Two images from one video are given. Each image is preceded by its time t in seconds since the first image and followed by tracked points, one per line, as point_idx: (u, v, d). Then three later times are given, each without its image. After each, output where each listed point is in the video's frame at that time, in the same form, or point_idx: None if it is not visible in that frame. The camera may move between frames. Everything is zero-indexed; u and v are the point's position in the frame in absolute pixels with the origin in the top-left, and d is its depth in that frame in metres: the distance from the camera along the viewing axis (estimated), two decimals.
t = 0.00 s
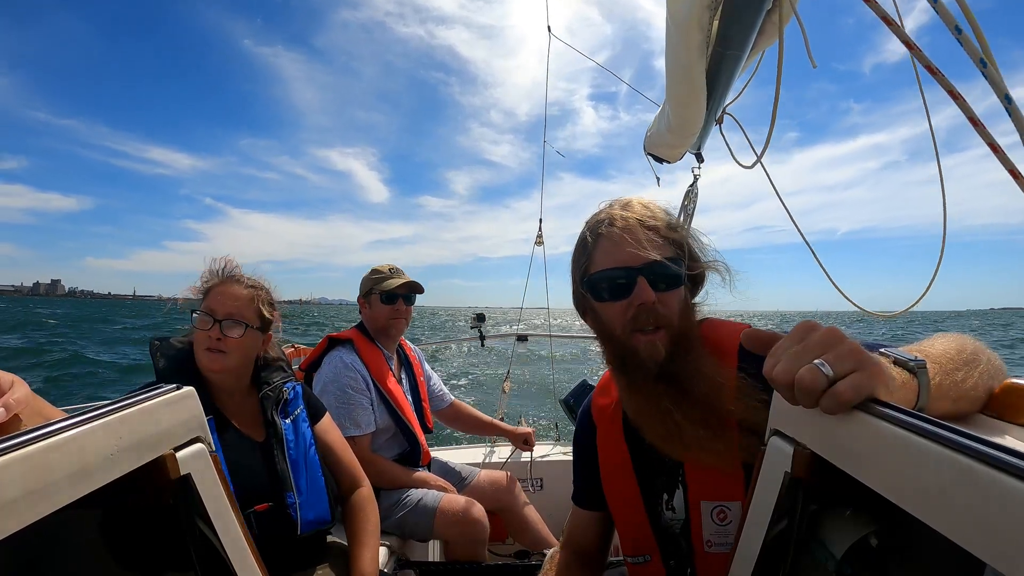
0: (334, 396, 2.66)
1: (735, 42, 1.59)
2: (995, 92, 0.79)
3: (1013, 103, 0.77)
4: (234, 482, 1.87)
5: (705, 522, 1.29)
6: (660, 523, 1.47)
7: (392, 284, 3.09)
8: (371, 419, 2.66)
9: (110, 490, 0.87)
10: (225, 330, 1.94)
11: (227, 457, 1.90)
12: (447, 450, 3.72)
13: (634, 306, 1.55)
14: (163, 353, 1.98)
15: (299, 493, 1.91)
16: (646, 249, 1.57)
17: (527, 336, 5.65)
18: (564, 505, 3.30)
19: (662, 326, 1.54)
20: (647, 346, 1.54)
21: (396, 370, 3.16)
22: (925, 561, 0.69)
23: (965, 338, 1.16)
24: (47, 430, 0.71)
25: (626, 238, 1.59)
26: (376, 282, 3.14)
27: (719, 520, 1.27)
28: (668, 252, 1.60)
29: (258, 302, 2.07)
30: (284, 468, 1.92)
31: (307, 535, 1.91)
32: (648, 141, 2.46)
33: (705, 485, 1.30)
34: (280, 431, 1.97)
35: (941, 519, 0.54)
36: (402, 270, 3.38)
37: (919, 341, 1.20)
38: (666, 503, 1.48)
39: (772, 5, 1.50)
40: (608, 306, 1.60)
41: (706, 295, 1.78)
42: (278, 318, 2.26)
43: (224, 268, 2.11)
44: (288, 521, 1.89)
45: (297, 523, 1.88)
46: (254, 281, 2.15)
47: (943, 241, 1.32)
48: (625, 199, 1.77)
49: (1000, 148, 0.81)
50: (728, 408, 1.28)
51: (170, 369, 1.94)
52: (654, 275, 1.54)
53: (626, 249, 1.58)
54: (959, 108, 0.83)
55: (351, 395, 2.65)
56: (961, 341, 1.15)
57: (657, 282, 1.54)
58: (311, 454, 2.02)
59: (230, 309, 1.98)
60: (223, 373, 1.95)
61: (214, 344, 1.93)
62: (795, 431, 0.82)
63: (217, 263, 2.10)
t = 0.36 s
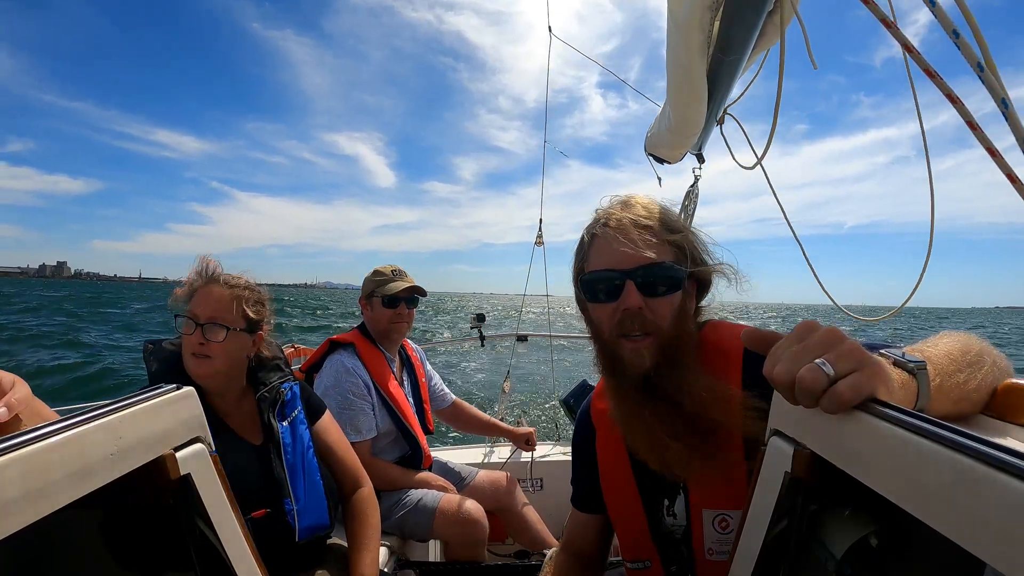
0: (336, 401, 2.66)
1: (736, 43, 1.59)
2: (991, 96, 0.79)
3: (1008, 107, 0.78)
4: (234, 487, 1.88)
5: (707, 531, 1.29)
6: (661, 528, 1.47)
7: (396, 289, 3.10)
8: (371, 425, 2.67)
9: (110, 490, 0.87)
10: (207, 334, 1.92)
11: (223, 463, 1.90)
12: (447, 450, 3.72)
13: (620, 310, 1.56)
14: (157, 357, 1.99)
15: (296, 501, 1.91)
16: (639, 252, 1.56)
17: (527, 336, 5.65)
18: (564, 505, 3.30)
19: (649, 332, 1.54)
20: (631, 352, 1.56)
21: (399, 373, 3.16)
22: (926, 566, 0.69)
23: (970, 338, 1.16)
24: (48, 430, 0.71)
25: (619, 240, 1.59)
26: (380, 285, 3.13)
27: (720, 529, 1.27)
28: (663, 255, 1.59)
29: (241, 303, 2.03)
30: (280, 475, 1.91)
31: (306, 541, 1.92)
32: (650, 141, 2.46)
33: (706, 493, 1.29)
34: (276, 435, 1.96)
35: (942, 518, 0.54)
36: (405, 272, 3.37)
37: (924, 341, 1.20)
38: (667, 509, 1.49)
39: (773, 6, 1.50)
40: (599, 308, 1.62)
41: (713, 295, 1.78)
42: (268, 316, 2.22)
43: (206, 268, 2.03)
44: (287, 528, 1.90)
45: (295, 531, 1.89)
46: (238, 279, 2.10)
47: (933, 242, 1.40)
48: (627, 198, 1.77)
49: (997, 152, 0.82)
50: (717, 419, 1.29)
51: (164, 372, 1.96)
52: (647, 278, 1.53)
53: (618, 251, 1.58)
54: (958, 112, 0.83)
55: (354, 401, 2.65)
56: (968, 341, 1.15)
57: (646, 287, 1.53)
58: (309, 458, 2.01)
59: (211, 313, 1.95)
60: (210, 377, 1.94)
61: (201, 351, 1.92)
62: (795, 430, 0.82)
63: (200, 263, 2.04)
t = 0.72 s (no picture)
0: (334, 401, 2.66)
1: (744, 46, 1.58)
2: (997, 104, 0.79)
3: (1013, 116, 0.78)
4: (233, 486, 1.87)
5: (706, 530, 1.29)
6: (660, 527, 1.48)
7: (392, 288, 3.09)
8: (369, 425, 2.67)
9: (111, 490, 0.87)
10: (202, 334, 1.92)
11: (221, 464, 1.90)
12: (447, 450, 3.72)
13: (617, 307, 1.56)
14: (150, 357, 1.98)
15: (292, 498, 1.91)
16: (641, 251, 1.56)
17: (527, 336, 5.64)
18: (564, 505, 3.30)
19: (644, 332, 1.53)
20: (625, 349, 1.55)
21: (397, 373, 3.15)
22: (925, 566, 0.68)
23: (971, 338, 1.16)
24: (48, 430, 0.71)
25: (624, 237, 1.59)
26: (379, 285, 3.13)
27: (720, 527, 1.27)
28: (668, 253, 1.58)
29: (236, 302, 2.03)
30: (276, 472, 1.92)
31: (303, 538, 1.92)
32: (655, 144, 2.45)
33: (704, 491, 1.29)
34: (272, 433, 1.97)
35: (942, 518, 0.54)
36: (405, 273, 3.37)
37: (924, 340, 1.19)
38: (667, 507, 1.48)
39: (780, 11, 1.50)
40: (599, 304, 1.62)
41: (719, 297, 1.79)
42: (263, 315, 2.22)
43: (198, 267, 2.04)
44: (283, 526, 1.90)
45: (291, 528, 1.89)
46: (232, 279, 2.10)
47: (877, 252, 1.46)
48: (636, 195, 1.77)
49: (1001, 163, 0.82)
50: (709, 424, 1.31)
51: (159, 372, 1.95)
52: (646, 277, 1.53)
53: (621, 248, 1.58)
54: (963, 122, 0.83)
55: (350, 400, 2.65)
56: (966, 340, 1.15)
57: (645, 286, 1.53)
58: (304, 455, 2.01)
59: (205, 313, 1.95)
60: (206, 377, 1.94)
61: (196, 351, 1.92)
62: (795, 431, 0.82)
63: (192, 263, 2.04)
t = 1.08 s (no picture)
0: (337, 401, 2.66)
1: (728, 42, 1.59)
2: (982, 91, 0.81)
3: (998, 102, 0.79)
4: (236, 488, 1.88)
5: (713, 528, 1.29)
6: (668, 526, 1.48)
7: (398, 288, 3.09)
8: (373, 425, 2.67)
9: (110, 489, 0.87)
10: (210, 335, 1.92)
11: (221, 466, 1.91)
12: (447, 450, 3.72)
13: (624, 302, 1.57)
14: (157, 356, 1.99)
15: (295, 503, 1.91)
16: (648, 248, 1.57)
17: (527, 337, 5.64)
18: (564, 505, 3.30)
19: (650, 328, 1.54)
20: (631, 346, 1.56)
21: (401, 373, 3.15)
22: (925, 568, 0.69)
23: (975, 338, 1.16)
24: (48, 431, 0.71)
25: (631, 234, 1.60)
26: (384, 285, 3.14)
27: (726, 526, 1.28)
28: (676, 250, 1.59)
29: (244, 305, 2.03)
30: (280, 476, 1.91)
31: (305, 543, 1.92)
32: (643, 141, 2.46)
33: (712, 489, 1.29)
34: (277, 437, 1.95)
35: (942, 519, 0.54)
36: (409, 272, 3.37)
37: (930, 339, 1.19)
38: (675, 505, 1.48)
39: (763, 6, 1.51)
40: (606, 299, 1.63)
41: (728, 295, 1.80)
42: (271, 318, 2.22)
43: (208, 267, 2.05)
44: (286, 529, 1.90)
45: (294, 533, 1.89)
46: (241, 281, 2.10)
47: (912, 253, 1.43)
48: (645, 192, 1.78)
49: (989, 146, 0.84)
50: (719, 416, 1.27)
51: (161, 371, 1.95)
52: (653, 273, 1.53)
53: (630, 244, 1.59)
54: (950, 106, 0.86)
55: (356, 401, 2.65)
56: (975, 339, 1.16)
57: (651, 282, 1.54)
58: (309, 460, 2.00)
59: (214, 314, 1.95)
60: (211, 379, 1.93)
61: (203, 352, 1.91)
62: (795, 431, 0.82)
63: (201, 263, 2.05)
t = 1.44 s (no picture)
0: (335, 401, 2.66)
1: (738, 44, 1.59)
2: (987, 98, 0.79)
3: (1003, 111, 0.78)
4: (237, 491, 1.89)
5: (711, 528, 1.30)
6: (667, 527, 1.49)
7: (396, 289, 3.10)
8: (371, 426, 2.67)
9: (110, 489, 0.87)
10: (213, 338, 1.92)
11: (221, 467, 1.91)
12: (447, 450, 3.72)
13: (622, 305, 1.58)
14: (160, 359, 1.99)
15: (297, 506, 1.90)
16: (647, 251, 1.57)
17: (527, 337, 5.64)
18: (564, 505, 3.30)
19: (648, 330, 1.55)
20: (631, 353, 1.58)
21: (399, 373, 3.15)
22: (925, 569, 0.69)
23: (974, 337, 1.16)
24: (48, 431, 0.70)
25: (628, 236, 1.60)
26: (382, 286, 3.14)
27: (726, 527, 1.28)
28: (675, 252, 1.59)
29: (247, 308, 2.03)
30: (282, 479, 1.91)
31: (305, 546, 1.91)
32: (651, 143, 2.46)
33: (712, 490, 1.29)
34: (278, 439, 1.94)
35: (941, 518, 0.55)
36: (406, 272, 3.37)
37: (928, 339, 1.19)
38: (673, 507, 1.53)
39: (774, 8, 1.50)
40: (604, 302, 1.63)
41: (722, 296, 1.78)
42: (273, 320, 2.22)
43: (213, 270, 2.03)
44: (286, 531, 1.91)
45: (295, 536, 1.88)
46: (246, 283, 2.09)
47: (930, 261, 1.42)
48: (641, 192, 1.78)
49: (993, 157, 0.83)
50: (717, 417, 1.27)
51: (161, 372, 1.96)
52: (651, 275, 1.54)
53: (628, 247, 1.59)
54: (954, 116, 0.84)
55: (354, 403, 2.65)
56: (973, 338, 1.16)
57: (649, 285, 1.54)
58: (310, 463, 2.00)
59: (217, 317, 1.95)
60: (214, 381, 1.94)
61: (206, 355, 1.92)
62: (795, 431, 0.82)
63: (205, 266, 2.05)
